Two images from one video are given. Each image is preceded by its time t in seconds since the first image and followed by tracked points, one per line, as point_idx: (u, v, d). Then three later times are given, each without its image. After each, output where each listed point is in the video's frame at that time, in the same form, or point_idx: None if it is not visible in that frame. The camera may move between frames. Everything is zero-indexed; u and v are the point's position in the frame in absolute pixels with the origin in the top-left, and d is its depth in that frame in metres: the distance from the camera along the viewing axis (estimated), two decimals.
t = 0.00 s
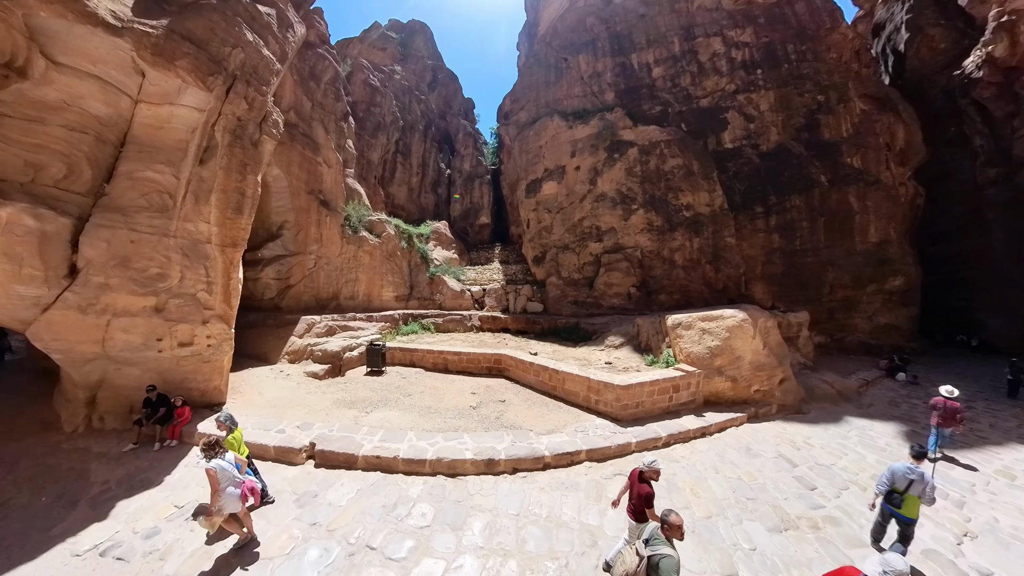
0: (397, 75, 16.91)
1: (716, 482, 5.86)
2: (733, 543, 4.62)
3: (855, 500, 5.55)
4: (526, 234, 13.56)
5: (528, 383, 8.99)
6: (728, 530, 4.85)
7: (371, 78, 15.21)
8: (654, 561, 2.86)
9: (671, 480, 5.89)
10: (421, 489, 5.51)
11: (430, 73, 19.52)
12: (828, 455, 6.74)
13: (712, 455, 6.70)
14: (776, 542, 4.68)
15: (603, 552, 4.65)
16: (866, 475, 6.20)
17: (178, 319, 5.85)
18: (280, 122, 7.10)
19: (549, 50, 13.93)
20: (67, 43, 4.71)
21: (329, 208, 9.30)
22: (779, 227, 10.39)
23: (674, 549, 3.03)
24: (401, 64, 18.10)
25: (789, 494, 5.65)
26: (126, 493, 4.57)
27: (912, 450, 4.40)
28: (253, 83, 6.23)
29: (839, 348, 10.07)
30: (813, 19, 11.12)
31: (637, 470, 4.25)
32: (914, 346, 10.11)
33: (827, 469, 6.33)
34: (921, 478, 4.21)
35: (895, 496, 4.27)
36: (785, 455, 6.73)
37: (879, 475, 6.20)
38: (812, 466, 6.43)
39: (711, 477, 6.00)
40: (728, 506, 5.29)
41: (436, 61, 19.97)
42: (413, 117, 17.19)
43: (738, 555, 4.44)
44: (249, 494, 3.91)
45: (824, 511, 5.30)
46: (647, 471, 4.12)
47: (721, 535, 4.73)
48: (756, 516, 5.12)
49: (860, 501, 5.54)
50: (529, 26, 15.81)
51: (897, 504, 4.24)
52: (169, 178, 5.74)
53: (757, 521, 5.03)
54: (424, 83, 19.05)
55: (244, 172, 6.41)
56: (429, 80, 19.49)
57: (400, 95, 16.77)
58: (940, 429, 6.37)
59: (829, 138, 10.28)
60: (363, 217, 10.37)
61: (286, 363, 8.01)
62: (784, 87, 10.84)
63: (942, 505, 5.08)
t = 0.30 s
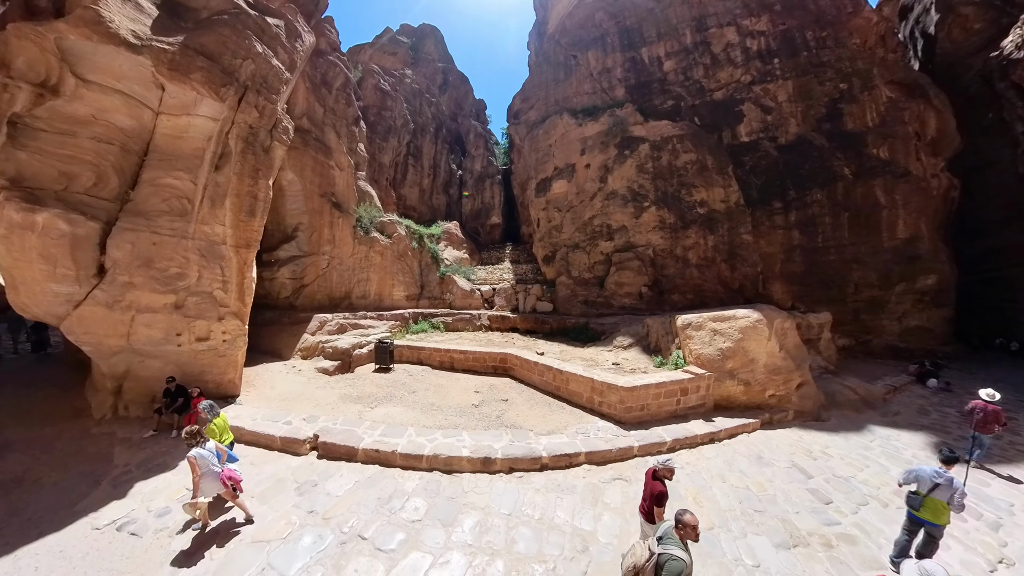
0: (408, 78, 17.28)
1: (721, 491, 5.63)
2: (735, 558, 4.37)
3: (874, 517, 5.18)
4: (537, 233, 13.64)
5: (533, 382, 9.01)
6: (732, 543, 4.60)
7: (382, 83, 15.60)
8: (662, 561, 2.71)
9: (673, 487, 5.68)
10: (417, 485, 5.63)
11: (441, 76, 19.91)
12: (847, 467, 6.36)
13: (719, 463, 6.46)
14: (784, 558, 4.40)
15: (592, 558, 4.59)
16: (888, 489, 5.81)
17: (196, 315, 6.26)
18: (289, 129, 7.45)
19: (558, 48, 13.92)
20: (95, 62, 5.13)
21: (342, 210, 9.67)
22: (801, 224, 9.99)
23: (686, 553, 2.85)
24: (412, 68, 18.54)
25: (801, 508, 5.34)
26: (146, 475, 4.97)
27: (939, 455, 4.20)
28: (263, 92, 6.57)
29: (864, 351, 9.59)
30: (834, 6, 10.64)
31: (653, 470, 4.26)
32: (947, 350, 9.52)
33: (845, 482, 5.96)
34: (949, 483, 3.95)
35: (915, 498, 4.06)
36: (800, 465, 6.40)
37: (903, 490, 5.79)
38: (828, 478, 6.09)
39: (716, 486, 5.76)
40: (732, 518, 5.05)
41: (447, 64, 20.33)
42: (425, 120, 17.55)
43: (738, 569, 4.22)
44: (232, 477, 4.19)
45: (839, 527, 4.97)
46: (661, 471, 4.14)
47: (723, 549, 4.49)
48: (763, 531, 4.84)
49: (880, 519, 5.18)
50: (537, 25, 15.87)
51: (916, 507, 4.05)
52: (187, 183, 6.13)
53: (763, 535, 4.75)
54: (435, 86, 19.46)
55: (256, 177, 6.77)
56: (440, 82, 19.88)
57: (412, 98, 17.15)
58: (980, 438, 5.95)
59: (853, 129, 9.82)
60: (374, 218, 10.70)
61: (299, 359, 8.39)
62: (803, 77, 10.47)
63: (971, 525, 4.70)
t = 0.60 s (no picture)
0: (418, 82, 17.70)
1: (724, 500, 5.27)
2: (734, 573, 4.03)
3: (893, 536, 4.72)
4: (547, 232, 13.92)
5: (536, 382, 9.01)
6: (731, 557, 4.25)
7: (390, 86, 15.91)
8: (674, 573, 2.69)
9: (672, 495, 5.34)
10: (410, 479, 5.72)
11: (451, 78, 20.30)
12: (867, 479, 5.92)
13: (724, 470, 6.15)
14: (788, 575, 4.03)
15: (579, 562, 4.43)
16: (911, 505, 5.35)
17: (213, 311, 6.68)
18: (299, 134, 7.79)
19: (567, 46, 14.87)
20: (121, 79, 5.63)
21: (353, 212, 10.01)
22: (822, 218, 10.29)
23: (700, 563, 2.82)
24: (421, 72, 19.01)
25: (812, 522, 4.92)
26: (162, 457, 5.37)
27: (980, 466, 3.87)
28: (273, 101, 6.92)
29: (891, 355, 9.68)
30: None
31: (665, 472, 4.03)
32: (983, 354, 9.31)
33: (863, 496, 5.52)
34: (991, 497, 3.63)
35: (955, 512, 3.77)
36: (813, 476, 5.98)
37: (928, 506, 5.34)
38: (844, 490, 5.65)
39: (720, 495, 5.41)
40: (734, 529, 4.70)
41: (456, 66, 20.71)
42: (434, 122, 17.90)
43: None
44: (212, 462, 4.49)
45: (853, 544, 4.55)
46: (674, 475, 3.91)
47: (721, 563, 4.15)
48: (767, 545, 4.46)
49: (901, 538, 4.73)
50: (548, 25, 16.53)
51: (957, 523, 3.74)
52: (204, 188, 6.55)
53: (766, 550, 4.38)
54: (444, 88, 19.89)
55: (268, 182, 7.16)
56: (450, 84, 20.32)
57: (422, 101, 17.58)
58: None
59: (876, 117, 10.17)
60: (385, 219, 11.00)
61: (311, 355, 8.78)
62: (822, 65, 10.89)
63: (1001, 547, 4.29)
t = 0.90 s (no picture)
0: (428, 85, 18.06)
1: (729, 510, 5.01)
2: None
3: (915, 558, 4.36)
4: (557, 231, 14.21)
5: (540, 381, 9.00)
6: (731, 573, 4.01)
7: (400, 89, 16.19)
8: None
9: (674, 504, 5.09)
10: (407, 474, 5.83)
11: (461, 80, 20.65)
12: (888, 494, 5.52)
13: (730, 477, 5.88)
14: None
15: (567, 566, 4.38)
16: (937, 525, 4.94)
17: (230, 308, 7.06)
18: (310, 139, 8.12)
19: (577, 43, 15.07)
20: (143, 93, 6.08)
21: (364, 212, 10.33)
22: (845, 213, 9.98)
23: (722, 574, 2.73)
24: (431, 74, 19.44)
25: (823, 538, 4.61)
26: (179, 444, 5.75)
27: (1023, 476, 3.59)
28: (284, 109, 7.25)
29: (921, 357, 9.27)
30: None
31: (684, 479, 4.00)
32: None
33: (882, 511, 5.15)
34: None
35: (1000, 526, 3.50)
36: (828, 488, 5.62)
37: (956, 526, 4.93)
38: (861, 505, 5.29)
39: (724, 504, 5.13)
40: (735, 541, 4.46)
41: (466, 68, 21.05)
42: (444, 123, 18.23)
43: None
44: (208, 443, 4.95)
45: (866, 565, 4.23)
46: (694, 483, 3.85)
47: None
48: (772, 562, 4.18)
49: (923, 561, 4.35)
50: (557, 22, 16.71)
51: (1003, 537, 3.48)
52: (221, 192, 6.94)
53: (769, 566, 4.11)
54: (454, 89, 20.26)
55: (280, 185, 7.48)
56: (460, 85, 20.66)
57: (432, 103, 17.98)
58: None
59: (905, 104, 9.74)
60: (395, 220, 11.29)
61: (322, 352, 9.12)
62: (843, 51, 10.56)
63: None
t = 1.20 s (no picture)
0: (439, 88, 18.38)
1: (732, 522, 4.75)
2: None
3: None
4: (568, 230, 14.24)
5: (545, 382, 8.97)
6: None
7: (410, 93, 16.47)
8: None
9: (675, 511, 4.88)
10: (405, 469, 5.94)
11: (472, 82, 20.90)
12: (912, 512, 5.11)
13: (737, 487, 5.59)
14: None
15: (555, 570, 4.31)
16: (966, 549, 4.53)
17: (245, 306, 7.44)
18: (319, 145, 8.46)
19: (586, 40, 14.99)
20: (163, 106, 6.50)
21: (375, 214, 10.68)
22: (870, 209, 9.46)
23: None
24: (443, 77, 19.77)
25: (834, 557, 4.29)
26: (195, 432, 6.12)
27: None
28: (294, 117, 7.65)
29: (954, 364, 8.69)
30: None
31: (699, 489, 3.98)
32: None
33: (903, 531, 4.76)
34: None
35: None
36: (844, 503, 5.26)
37: (990, 554, 4.49)
38: (880, 523, 4.91)
39: (728, 515, 4.88)
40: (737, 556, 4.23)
41: (477, 69, 21.28)
42: (455, 125, 18.49)
43: None
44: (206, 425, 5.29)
45: None
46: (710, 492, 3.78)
47: None
48: None
49: None
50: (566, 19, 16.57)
51: None
52: (237, 197, 7.32)
53: None
54: (466, 91, 20.53)
55: (292, 190, 7.90)
56: (472, 87, 20.91)
57: (443, 105, 18.29)
58: None
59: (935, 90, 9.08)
60: (406, 221, 11.63)
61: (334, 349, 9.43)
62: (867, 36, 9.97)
63: None
